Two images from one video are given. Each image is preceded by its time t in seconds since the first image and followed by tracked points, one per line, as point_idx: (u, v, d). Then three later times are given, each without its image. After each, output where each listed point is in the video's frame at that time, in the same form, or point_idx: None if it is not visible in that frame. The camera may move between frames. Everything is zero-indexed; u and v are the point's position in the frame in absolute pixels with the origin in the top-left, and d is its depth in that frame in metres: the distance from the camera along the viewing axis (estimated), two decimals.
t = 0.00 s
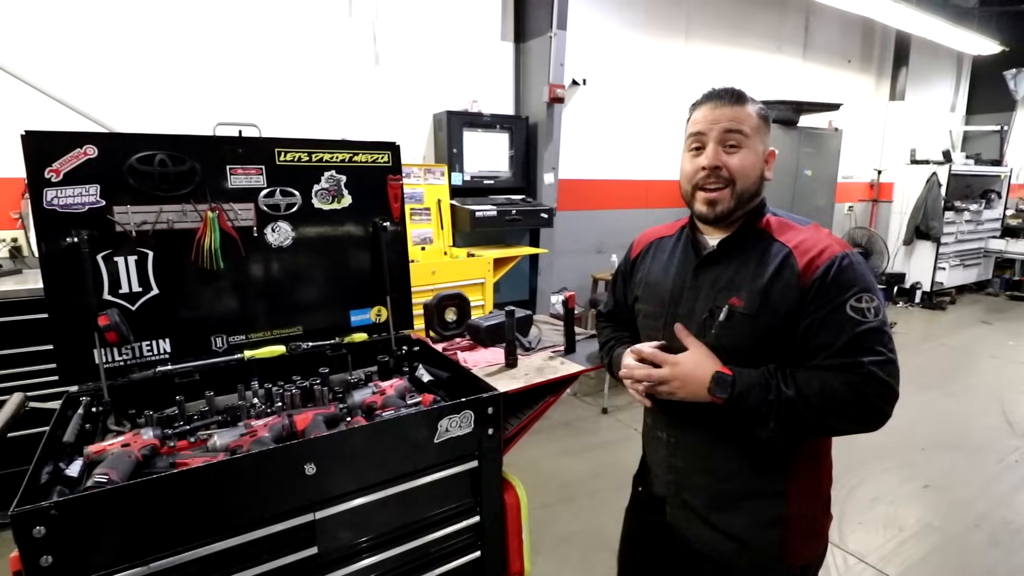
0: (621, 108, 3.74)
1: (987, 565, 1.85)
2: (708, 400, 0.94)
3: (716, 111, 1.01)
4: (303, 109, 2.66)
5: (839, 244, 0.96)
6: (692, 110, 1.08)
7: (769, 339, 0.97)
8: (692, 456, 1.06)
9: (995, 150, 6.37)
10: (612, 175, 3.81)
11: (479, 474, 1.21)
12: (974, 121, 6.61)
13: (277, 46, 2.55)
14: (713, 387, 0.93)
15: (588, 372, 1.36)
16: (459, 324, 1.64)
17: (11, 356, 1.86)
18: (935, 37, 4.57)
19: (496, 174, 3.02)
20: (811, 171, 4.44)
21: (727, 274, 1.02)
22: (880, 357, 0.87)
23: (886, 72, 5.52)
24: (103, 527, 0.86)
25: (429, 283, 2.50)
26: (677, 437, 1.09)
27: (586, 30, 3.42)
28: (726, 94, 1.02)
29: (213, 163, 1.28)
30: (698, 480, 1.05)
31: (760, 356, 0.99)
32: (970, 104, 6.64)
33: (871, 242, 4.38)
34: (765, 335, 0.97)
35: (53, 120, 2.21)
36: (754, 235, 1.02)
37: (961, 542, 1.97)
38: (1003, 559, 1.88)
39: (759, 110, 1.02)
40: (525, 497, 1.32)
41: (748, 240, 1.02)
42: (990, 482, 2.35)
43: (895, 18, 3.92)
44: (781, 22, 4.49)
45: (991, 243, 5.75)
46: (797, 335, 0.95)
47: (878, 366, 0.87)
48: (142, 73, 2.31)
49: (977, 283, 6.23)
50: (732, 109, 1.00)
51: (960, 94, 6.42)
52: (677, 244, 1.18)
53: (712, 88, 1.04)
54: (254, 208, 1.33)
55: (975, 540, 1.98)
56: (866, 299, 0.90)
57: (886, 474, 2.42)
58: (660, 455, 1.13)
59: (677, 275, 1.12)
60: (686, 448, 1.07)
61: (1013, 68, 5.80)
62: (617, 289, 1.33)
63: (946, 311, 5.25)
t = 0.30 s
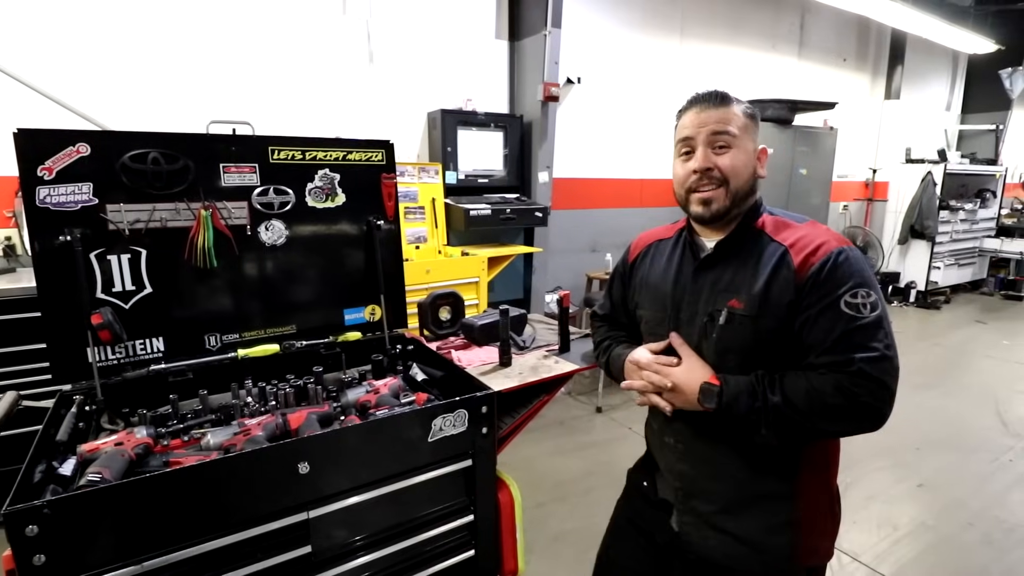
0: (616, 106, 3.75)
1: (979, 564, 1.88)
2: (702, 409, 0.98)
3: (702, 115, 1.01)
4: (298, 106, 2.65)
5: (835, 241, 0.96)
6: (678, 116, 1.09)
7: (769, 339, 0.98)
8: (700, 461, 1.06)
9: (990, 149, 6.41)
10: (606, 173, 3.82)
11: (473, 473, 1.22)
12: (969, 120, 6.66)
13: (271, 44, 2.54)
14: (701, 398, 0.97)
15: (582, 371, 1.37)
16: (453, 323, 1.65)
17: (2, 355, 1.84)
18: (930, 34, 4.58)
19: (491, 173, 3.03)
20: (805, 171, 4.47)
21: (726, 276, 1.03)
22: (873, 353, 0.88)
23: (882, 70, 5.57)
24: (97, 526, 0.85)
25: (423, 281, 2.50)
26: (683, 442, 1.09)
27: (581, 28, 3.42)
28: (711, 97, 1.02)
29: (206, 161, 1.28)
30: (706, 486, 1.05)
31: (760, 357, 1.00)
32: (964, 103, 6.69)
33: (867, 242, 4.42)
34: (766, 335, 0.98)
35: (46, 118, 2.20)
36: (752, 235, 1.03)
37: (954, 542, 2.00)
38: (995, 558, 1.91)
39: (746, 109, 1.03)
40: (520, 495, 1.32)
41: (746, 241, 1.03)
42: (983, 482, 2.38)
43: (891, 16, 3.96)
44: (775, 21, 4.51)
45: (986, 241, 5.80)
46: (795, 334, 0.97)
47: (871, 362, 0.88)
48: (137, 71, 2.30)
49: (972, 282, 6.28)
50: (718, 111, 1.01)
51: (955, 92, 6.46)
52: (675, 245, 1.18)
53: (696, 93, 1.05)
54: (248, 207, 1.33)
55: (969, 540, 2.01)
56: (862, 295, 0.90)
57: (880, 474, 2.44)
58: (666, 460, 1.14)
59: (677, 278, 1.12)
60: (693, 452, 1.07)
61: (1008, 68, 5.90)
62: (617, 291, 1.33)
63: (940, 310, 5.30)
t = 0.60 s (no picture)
0: (615, 105, 3.75)
1: (977, 563, 1.89)
2: (699, 411, 0.97)
3: (710, 113, 1.01)
4: (297, 104, 2.64)
5: (833, 245, 0.97)
6: (685, 112, 1.08)
7: (764, 340, 0.98)
8: (699, 459, 1.06)
9: (988, 148, 6.43)
10: (605, 172, 3.82)
11: (471, 473, 1.22)
12: (966, 119, 6.67)
13: (270, 43, 2.54)
14: (700, 396, 0.96)
15: (580, 370, 1.37)
16: (451, 322, 1.65)
17: None
18: (928, 34, 4.59)
19: (489, 171, 3.02)
20: (803, 170, 4.48)
21: (723, 277, 1.03)
22: (869, 360, 0.89)
23: (880, 69, 5.59)
24: (95, 525, 0.85)
25: (421, 280, 2.50)
26: (680, 439, 1.09)
27: (580, 27, 3.42)
28: (719, 96, 1.02)
29: (204, 161, 1.28)
30: (704, 483, 1.05)
31: (755, 358, 1.00)
32: (961, 103, 6.71)
33: (865, 241, 4.44)
34: (760, 336, 0.98)
35: (44, 116, 2.19)
36: (750, 237, 1.03)
37: (952, 541, 2.01)
38: (993, 557, 1.92)
39: (754, 111, 1.03)
40: (517, 495, 1.32)
41: (743, 242, 1.03)
42: (980, 480, 2.39)
43: (888, 16, 3.97)
44: (773, 21, 4.52)
45: (984, 240, 5.81)
46: (790, 337, 0.97)
47: (866, 369, 0.89)
48: (135, 69, 2.29)
49: (970, 281, 6.30)
50: (726, 111, 1.01)
51: (953, 92, 6.48)
52: (673, 244, 1.18)
53: (705, 90, 1.05)
54: (246, 206, 1.33)
55: (967, 539, 2.01)
56: (860, 300, 0.91)
57: (878, 473, 2.45)
58: (664, 456, 1.14)
59: (673, 276, 1.12)
60: (692, 450, 1.07)
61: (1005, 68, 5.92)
62: (614, 287, 1.33)
63: (937, 309, 5.32)
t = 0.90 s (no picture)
0: (614, 105, 3.75)
1: (976, 563, 1.89)
2: (690, 408, 0.97)
3: (714, 111, 1.02)
4: (296, 104, 2.64)
5: (831, 245, 0.97)
6: (689, 111, 1.08)
7: (761, 335, 0.98)
8: (692, 455, 1.05)
9: (986, 147, 6.44)
10: (604, 172, 3.82)
11: (469, 473, 1.22)
12: (964, 119, 6.68)
13: (270, 44, 2.54)
14: (691, 393, 0.96)
15: (580, 369, 1.37)
16: (450, 321, 1.64)
17: None
18: (927, 34, 4.59)
19: (488, 171, 3.02)
20: (802, 169, 4.47)
21: (722, 272, 1.03)
22: (861, 355, 0.90)
23: (878, 69, 5.60)
24: (93, 526, 0.85)
25: (420, 280, 2.50)
26: (673, 436, 1.09)
27: (579, 27, 3.42)
28: (724, 95, 1.03)
29: (203, 160, 1.27)
30: (696, 480, 1.05)
31: (751, 354, 1.00)
32: (959, 103, 6.71)
33: (863, 241, 4.44)
34: (757, 331, 0.98)
35: (43, 115, 2.18)
36: (750, 235, 1.03)
37: (951, 541, 2.01)
38: (991, 557, 1.92)
39: (757, 112, 1.03)
40: (516, 495, 1.32)
41: (743, 239, 1.03)
42: (978, 480, 2.39)
43: (887, 16, 3.97)
44: (772, 20, 4.52)
45: (982, 240, 5.82)
46: (786, 333, 0.97)
47: (859, 364, 0.89)
48: (133, 68, 2.29)
49: (969, 281, 6.30)
50: (730, 110, 1.01)
51: (951, 92, 6.48)
52: (671, 241, 1.18)
53: (710, 89, 1.05)
54: (244, 205, 1.32)
55: (966, 539, 2.02)
56: (855, 298, 0.91)
57: (876, 472, 2.45)
58: (656, 454, 1.13)
59: (672, 271, 1.12)
60: (686, 447, 1.06)
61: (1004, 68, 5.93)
62: (612, 284, 1.33)
63: (936, 309, 5.32)
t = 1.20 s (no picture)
0: (613, 105, 3.75)
1: (975, 562, 1.88)
2: (685, 414, 0.97)
3: (705, 118, 1.01)
4: (294, 104, 2.63)
5: (826, 252, 0.96)
6: (680, 117, 1.08)
7: (754, 342, 0.98)
8: (687, 457, 1.05)
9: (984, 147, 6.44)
10: (603, 172, 3.81)
11: (468, 473, 1.21)
12: (962, 120, 6.68)
13: (268, 44, 2.53)
14: (685, 399, 0.96)
15: (578, 369, 1.37)
16: (448, 321, 1.63)
17: None
18: (925, 35, 4.59)
19: (488, 171, 3.01)
20: (801, 170, 4.47)
21: (717, 277, 1.02)
22: (854, 364, 0.89)
23: (877, 70, 5.60)
24: (88, 527, 0.84)
25: (420, 280, 2.49)
26: (668, 438, 1.09)
27: (578, 27, 3.41)
28: (714, 101, 1.02)
29: (200, 160, 1.27)
30: (691, 482, 1.05)
31: (746, 360, 0.99)
32: (957, 104, 6.72)
33: (862, 241, 4.44)
34: (751, 338, 0.97)
35: (40, 115, 2.17)
36: (744, 240, 1.02)
37: (951, 540, 2.00)
38: (991, 556, 1.91)
39: (748, 117, 1.02)
40: (515, 495, 1.31)
41: (737, 245, 1.02)
42: (977, 479, 2.39)
43: (886, 17, 3.97)
44: (771, 21, 4.51)
45: (980, 240, 5.82)
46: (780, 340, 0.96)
47: (851, 372, 0.89)
48: (131, 68, 2.28)
49: (967, 281, 6.30)
50: (721, 116, 1.00)
51: (949, 92, 6.48)
52: (667, 242, 1.17)
53: (701, 95, 1.04)
54: (242, 205, 1.32)
55: (965, 538, 2.01)
56: (849, 306, 0.90)
57: (875, 471, 2.45)
58: (653, 455, 1.13)
59: (667, 275, 1.11)
60: (682, 448, 1.06)
61: (1001, 68, 5.93)
62: (609, 286, 1.32)
63: (935, 308, 5.32)
